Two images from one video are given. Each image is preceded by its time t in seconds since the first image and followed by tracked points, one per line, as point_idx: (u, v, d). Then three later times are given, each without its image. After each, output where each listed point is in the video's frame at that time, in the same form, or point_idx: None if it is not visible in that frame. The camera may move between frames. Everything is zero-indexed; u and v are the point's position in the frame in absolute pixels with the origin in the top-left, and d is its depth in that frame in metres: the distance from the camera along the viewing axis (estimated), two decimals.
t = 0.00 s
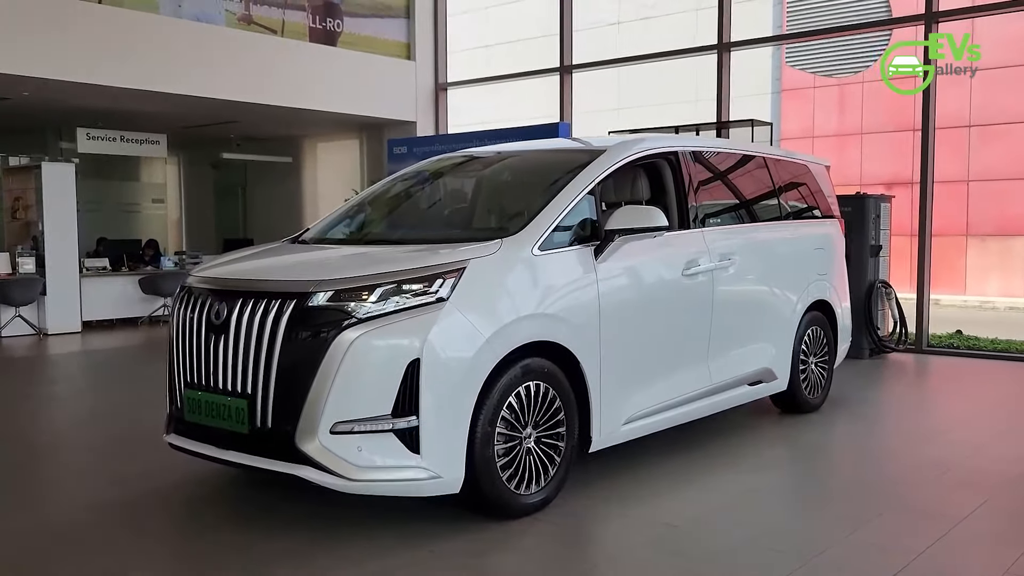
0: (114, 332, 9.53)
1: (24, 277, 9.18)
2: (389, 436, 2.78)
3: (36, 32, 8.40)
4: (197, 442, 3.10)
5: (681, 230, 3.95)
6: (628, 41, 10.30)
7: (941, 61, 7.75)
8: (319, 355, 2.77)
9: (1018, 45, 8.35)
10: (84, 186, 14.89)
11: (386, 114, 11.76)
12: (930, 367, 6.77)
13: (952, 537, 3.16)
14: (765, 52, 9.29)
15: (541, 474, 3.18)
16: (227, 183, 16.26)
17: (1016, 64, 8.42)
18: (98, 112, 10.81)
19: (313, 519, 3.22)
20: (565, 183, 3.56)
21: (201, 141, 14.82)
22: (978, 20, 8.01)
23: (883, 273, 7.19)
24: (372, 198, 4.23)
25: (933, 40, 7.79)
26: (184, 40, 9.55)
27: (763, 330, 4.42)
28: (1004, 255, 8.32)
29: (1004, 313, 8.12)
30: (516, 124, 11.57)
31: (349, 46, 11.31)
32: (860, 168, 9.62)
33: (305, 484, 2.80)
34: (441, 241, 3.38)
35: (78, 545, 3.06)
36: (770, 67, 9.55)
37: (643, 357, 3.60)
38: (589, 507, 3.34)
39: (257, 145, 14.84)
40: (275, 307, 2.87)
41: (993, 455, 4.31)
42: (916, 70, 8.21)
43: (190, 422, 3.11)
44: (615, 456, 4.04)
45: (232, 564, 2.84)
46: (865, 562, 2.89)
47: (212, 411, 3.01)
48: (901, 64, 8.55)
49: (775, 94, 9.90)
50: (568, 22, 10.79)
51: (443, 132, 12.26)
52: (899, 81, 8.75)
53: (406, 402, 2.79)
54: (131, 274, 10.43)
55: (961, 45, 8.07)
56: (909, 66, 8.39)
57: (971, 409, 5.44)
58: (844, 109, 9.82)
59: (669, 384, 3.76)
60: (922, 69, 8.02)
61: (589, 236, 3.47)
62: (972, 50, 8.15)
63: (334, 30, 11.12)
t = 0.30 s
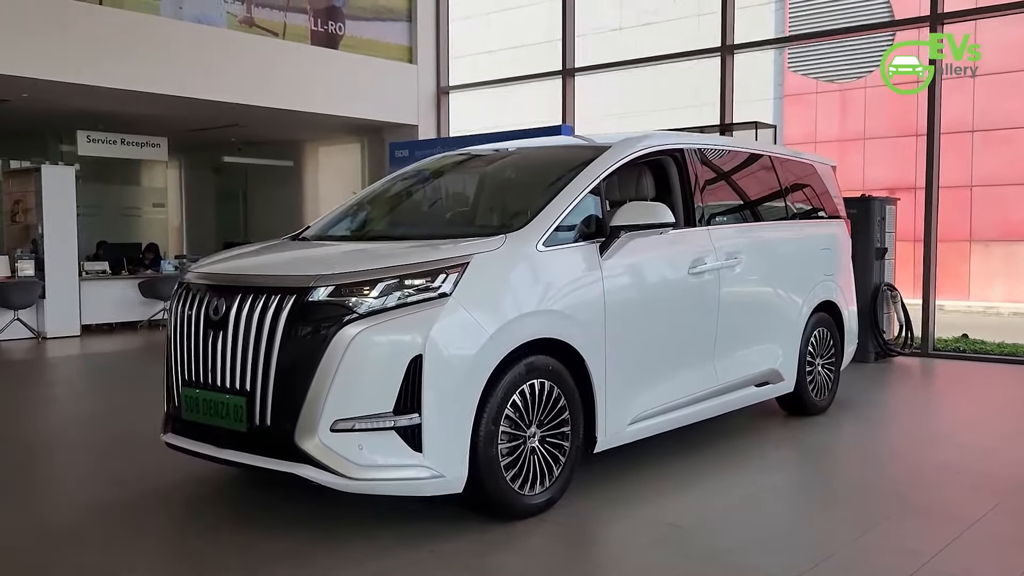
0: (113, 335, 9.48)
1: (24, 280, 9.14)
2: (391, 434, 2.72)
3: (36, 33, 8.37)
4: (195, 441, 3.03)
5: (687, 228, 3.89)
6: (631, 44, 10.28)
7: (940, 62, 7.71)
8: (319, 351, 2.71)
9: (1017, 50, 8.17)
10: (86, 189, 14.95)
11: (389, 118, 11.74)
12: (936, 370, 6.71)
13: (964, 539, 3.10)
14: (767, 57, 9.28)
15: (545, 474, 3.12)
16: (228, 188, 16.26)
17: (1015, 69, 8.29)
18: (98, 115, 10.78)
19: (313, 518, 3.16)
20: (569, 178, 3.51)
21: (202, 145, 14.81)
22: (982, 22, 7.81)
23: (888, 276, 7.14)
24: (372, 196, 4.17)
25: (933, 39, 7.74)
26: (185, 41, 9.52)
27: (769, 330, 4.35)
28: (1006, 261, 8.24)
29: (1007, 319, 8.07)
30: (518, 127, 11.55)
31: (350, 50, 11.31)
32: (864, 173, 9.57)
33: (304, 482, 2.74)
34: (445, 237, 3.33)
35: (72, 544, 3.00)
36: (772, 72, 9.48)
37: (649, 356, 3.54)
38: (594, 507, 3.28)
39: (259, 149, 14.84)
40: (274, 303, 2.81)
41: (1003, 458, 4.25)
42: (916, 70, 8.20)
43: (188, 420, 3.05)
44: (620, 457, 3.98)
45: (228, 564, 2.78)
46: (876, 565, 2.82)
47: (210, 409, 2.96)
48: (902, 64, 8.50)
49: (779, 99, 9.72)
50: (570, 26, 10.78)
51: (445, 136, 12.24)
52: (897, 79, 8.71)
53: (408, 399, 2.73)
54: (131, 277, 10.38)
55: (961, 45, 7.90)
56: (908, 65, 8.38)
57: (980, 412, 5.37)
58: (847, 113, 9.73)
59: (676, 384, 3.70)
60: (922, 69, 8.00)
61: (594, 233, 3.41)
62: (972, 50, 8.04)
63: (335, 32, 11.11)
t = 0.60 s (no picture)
0: (113, 338, 9.44)
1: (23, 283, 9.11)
2: (393, 434, 2.67)
3: (36, 35, 8.35)
4: (194, 442, 2.99)
5: (692, 227, 3.85)
6: (633, 47, 10.27)
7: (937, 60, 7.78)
8: (320, 350, 2.66)
9: (1019, 52, 8.06)
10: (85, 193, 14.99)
11: (390, 120, 11.71)
12: (941, 374, 6.66)
13: (976, 542, 3.05)
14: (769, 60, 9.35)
15: (549, 476, 3.06)
16: (229, 191, 16.24)
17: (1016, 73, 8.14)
18: (99, 118, 10.76)
19: (313, 521, 3.11)
20: (572, 176, 3.47)
21: (203, 148, 14.79)
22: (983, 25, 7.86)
23: (892, 279, 7.10)
24: (372, 197, 4.12)
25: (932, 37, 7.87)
26: (186, 43, 9.51)
27: (775, 332, 4.31)
28: (1010, 264, 8.18)
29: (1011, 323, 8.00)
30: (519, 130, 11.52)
31: (351, 52, 11.29)
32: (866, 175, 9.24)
33: (305, 484, 2.69)
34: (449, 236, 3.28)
35: (68, 546, 2.96)
36: (772, 75, 9.43)
37: (654, 356, 3.50)
38: (599, 510, 3.23)
39: (259, 152, 14.82)
40: (274, 301, 2.77)
41: (1012, 460, 4.19)
42: (915, 69, 8.38)
43: (186, 421, 3.01)
44: (624, 459, 3.93)
45: (227, 567, 2.73)
46: (886, 568, 2.77)
47: (209, 409, 2.91)
48: (901, 64, 8.55)
49: (780, 103, 9.54)
50: (572, 29, 10.77)
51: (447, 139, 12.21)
52: (896, 79, 8.73)
53: (410, 400, 2.69)
54: (131, 280, 10.35)
55: (961, 45, 7.95)
56: (908, 64, 8.47)
57: (987, 415, 5.32)
58: (850, 118, 9.46)
59: (681, 385, 3.65)
60: (923, 69, 8.22)
61: (599, 232, 3.37)
62: (972, 49, 8.01)
63: (337, 35, 11.11)
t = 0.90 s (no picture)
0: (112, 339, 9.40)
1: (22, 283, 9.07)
2: (393, 433, 2.63)
3: (36, 34, 8.32)
4: (191, 441, 2.95)
5: (695, 225, 3.82)
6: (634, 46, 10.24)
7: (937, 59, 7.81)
8: (320, 348, 2.63)
9: (1020, 52, 7.90)
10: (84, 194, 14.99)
11: (390, 120, 11.68)
12: (944, 374, 6.62)
13: (984, 543, 3.01)
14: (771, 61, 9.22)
15: (551, 476, 3.02)
16: (230, 192, 16.21)
17: (1012, 74, 7.95)
18: (99, 117, 10.73)
19: (313, 521, 3.07)
20: (575, 173, 3.44)
21: (204, 149, 14.77)
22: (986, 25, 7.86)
23: (896, 279, 7.05)
24: (371, 195, 4.09)
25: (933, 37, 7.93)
26: (186, 43, 9.47)
27: (778, 331, 4.27)
28: (1012, 265, 8.00)
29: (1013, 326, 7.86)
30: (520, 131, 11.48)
31: (352, 52, 11.26)
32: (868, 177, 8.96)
33: (304, 483, 2.65)
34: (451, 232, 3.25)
35: (65, 547, 2.92)
36: (774, 73, 9.25)
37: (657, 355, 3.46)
38: (602, 510, 3.19)
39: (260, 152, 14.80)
40: (273, 298, 2.73)
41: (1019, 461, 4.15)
42: (915, 69, 8.28)
43: (184, 420, 2.98)
44: (626, 459, 3.90)
45: (225, 567, 2.69)
46: (893, 569, 2.73)
47: (207, 407, 2.88)
48: (901, 64, 8.42)
49: (781, 104, 9.34)
50: (573, 29, 10.73)
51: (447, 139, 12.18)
52: (896, 79, 8.55)
53: (411, 398, 2.65)
54: (130, 281, 10.32)
55: (961, 45, 7.88)
56: (908, 64, 8.35)
57: (992, 416, 5.27)
58: (852, 119, 9.10)
59: (684, 384, 3.61)
60: (923, 69, 8.16)
61: (602, 230, 3.33)
62: (972, 49, 7.87)
63: (337, 35, 11.07)
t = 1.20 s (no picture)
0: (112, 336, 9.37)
1: (22, 280, 9.04)
2: (395, 430, 2.60)
3: (34, 31, 8.28)
4: (190, 438, 2.92)
5: (698, 221, 3.78)
6: (635, 43, 10.19)
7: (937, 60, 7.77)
8: (321, 343, 2.60)
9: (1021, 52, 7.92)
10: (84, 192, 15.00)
11: (391, 117, 11.65)
12: (947, 372, 6.59)
13: (991, 542, 2.97)
14: (773, 57, 9.17)
15: (555, 473, 2.98)
16: (230, 190, 16.18)
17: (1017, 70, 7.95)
18: (98, 114, 10.70)
19: (313, 520, 3.04)
20: (577, 169, 3.40)
21: (204, 146, 14.73)
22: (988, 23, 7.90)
23: (898, 276, 7.02)
24: (372, 191, 4.05)
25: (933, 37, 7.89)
26: (185, 40, 9.43)
27: (782, 328, 4.23)
28: (1015, 263, 7.96)
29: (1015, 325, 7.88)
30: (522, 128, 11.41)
31: (353, 48, 11.21)
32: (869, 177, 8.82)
33: (304, 482, 2.62)
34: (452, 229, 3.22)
35: (63, 546, 2.90)
36: (776, 69, 9.19)
37: (660, 353, 3.43)
38: (604, 509, 3.15)
39: (259, 150, 14.77)
40: (273, 294, 2.70)
41: None
42: (915, 69, 8.24)
43: (184, 417, 2.95)
44: (629, 457, 3.86)
45: (224, 566, 2.66)
46: (900, 569, 2.70)
47: (206, 404, 2.85)
48: (901, 64, 8.36)
49: (782, 102, 9.26)
50: (575, 26, 10.67)
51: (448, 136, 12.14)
52: (897, 79, 8.49)
53: (413, 394, 2.62)
54: (130, 278, 10.29)
55: (961, 44, 7.83)
56: (908, 64, 8.30)
57: (995, 414, 5.24)
58: (853, 117, 8.98)
59: (688, 382, 3.58)
60: (923, 69, 8.10)
61: (605, 225, 3.30)
62: (972, 49, 7.82)
63: (337, 31, 11.02)
